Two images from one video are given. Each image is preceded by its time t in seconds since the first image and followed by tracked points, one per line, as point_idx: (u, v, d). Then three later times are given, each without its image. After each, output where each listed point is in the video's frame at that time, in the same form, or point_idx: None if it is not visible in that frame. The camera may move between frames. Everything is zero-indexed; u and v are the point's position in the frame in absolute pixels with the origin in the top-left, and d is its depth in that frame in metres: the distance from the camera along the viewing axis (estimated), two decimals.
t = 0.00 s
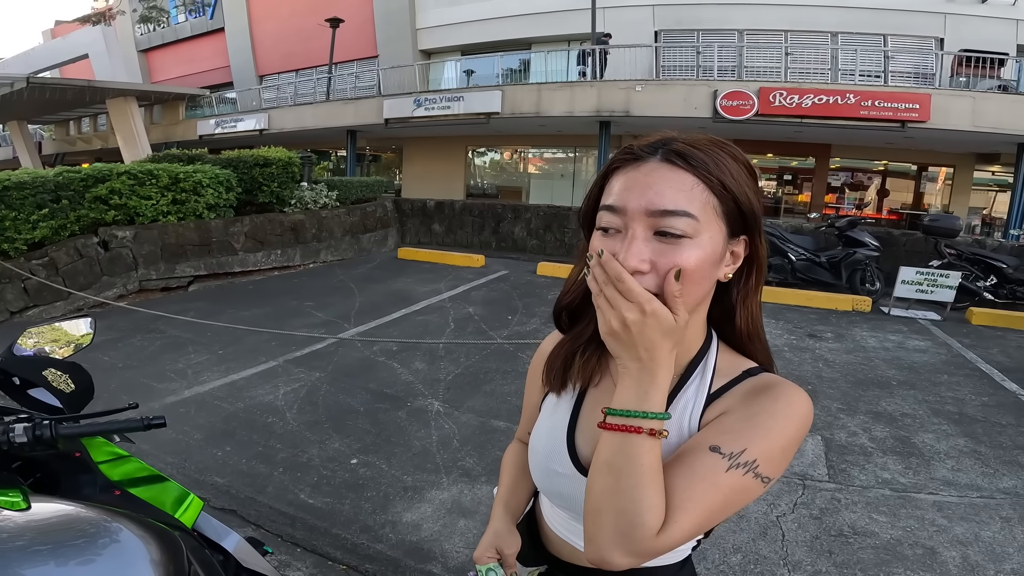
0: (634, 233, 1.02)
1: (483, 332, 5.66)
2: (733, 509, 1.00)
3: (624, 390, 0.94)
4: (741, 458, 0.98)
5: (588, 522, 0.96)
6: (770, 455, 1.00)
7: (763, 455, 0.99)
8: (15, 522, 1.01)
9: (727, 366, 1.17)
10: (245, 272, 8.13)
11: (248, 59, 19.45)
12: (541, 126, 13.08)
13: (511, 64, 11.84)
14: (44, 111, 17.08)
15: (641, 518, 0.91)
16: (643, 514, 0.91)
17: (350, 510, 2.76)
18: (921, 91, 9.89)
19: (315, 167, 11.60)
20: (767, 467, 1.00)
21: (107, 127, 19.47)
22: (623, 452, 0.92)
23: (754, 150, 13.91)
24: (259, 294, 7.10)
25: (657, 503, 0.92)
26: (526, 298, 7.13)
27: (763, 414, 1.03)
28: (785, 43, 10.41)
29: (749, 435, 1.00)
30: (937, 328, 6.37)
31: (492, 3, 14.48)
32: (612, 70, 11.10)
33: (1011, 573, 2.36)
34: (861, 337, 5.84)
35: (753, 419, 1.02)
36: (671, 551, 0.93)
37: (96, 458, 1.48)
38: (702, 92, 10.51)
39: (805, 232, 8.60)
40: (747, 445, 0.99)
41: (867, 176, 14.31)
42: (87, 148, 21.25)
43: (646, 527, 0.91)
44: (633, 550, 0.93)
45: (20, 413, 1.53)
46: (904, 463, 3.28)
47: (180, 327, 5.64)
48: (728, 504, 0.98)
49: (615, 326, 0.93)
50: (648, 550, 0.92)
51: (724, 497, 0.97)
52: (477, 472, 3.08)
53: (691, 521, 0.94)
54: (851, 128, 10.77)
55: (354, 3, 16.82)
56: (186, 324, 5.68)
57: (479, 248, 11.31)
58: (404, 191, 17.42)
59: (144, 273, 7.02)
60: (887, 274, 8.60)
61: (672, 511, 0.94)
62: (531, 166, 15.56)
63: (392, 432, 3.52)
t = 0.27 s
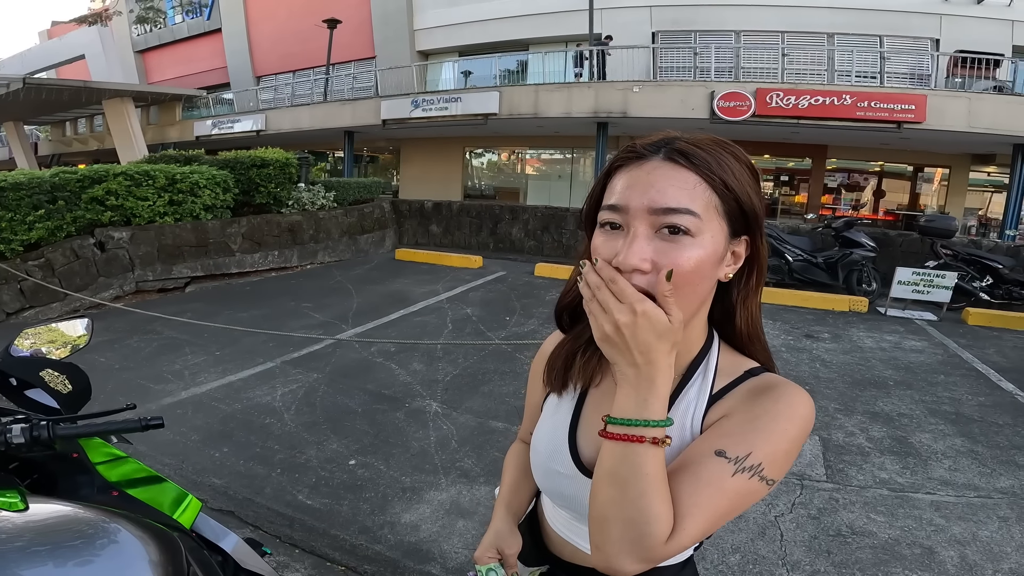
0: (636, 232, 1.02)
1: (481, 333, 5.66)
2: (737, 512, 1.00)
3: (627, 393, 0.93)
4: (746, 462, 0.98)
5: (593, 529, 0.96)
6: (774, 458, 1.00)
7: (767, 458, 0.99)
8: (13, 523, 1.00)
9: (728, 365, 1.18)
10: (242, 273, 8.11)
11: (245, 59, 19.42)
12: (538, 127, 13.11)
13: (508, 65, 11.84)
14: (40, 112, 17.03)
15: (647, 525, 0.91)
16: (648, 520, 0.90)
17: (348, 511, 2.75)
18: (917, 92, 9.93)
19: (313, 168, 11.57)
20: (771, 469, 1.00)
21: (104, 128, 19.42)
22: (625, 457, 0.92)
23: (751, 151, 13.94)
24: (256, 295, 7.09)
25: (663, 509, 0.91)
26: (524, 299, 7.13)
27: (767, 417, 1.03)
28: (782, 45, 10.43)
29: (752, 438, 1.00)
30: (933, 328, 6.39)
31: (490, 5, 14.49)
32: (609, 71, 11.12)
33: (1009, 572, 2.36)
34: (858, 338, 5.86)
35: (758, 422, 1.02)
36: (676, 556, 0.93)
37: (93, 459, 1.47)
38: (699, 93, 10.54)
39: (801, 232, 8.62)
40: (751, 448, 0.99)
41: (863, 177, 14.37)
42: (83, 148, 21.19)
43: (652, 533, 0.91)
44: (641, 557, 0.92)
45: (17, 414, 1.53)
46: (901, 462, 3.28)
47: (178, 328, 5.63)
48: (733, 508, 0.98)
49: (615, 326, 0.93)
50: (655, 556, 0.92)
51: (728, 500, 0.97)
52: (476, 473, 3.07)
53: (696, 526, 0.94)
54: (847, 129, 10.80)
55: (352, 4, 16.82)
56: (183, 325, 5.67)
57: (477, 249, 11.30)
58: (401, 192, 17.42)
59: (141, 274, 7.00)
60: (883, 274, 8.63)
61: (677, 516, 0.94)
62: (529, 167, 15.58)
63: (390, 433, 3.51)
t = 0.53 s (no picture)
0: (633, 233, 1.02)
1: (478, 334, 5.65)
2: (741, 510, 1.00)
3: (626, 394, 0.93)
4: (750, 460, 0.99)
5: (598, 529, 0.96)
6: (776, 455, 1.00)
7: (769, 456, 1.00)
8: (10, 524, 0.99)
9: (727, 364, 1.18)
10: (237, 274, 8.09)
11: (241, 60, 19.36)
12: (535, 128, 13.12)
13: (505, 66, 11.84)
14: (34, 113, 16.93)
15: (652, 525, 0.90)
16: (652, 519, 0.90)
17: (345, 512, 2.74)
18: (911, 93, 9.97)
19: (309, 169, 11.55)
20: (773, 466, 1.00)
21: (98, 129, 19.33)
22: (627, 459, 0.92)
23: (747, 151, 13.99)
24: (252, 296, 7.07)
25: (667, 508, 0.91)
26: (521, 299, 7.14)
27: (769, 415, 1.03)
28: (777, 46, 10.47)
29: (754, 436, 1.00)
30: (928, 328, 6.42)
31: (486, 6, 14.50)
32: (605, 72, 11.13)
33: (1005, 572, 2.37)
34: (853, 338, 5.88)
35: (759, 420, 1.02)
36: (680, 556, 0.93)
37: (89, 460, 1.46)
38: (695, 94, 10.59)
39: (797, 233, 8.66)
40: (753, 446, 0.99)
41: (858, 177, 14.45)
42: (78, 149, 21.09)
43: (656, 533, 0.91)
44: (646, 556, 0.92)
45: (12, 416, 1.52)
46: (897, 462, 3.29)
47: (173, 330, 5.60)
48: (736, 506, 0.98)
49: (610, 327, 0.93)
50: (661, 555, 0.92)
51: (732, 498, 0.97)
52: (473, 474, 3.07)
53: (700, 525, 0.94)
54: (842, 129, 10.85)
55: (348, 5, 16.81)
56: (178, 326, 5.64)
57: (474, 250, 11.30)
58: (398, 193, 17.41)
59: (136, 275, 6.97)
60: (878, 275, 8.66)
61: (681, 515, 0.94)
62: (525, 168, 15.59)
63: (387, 434, 3.51)
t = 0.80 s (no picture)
0: (611, 237, 1.03)
1: (471, 334, 5.65)
2: (733, 506, 1.00)
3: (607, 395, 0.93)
4: (740, 456, 0.99)
5: (593, 529, 0.96)
6: (765, 451, 1.01)
7: (758, 451, 1.00)
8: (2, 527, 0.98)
9: (715, 362, 1.19)
10: (229, 276, 8.03)
11: (232, 60, 19.25)
12: (528, 128, 13.14)
13: (498, 66, 11.83)
14: (21, 113, 16.74)
15: (644, 523, 0.90)
16: (641, 518, 0.90)
17: (339, 514, 2.73)
18: (900, 93, 10.07)
19: (301, 170, 11.50)
20: (762, 462, 1.01)
21: (87, 129, 19.15)
22: (614, 459, 0.92)
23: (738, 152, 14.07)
24: (244, 297, 7.02)
25: (658, 507, 0.91)
26: (514, 300, 7.13)
27: (758, 411, 1.04)
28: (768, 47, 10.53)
29: (742, 433, 1.01)
30: (918, 327, 6.48)
31: (478, 7, 14.50)
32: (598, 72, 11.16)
33: (996, 569, 2.40)
34: (844, 337, 5.92)
35: (747, 417, 1.03)
36: (670, 554, 0.93)
37: (80, 463, 1.45)
38: (687, 94, 10.65)
39: (788, 233, 8.71)
40: (743, 443, 1.00)
41: (848, 178, 14.57)
42: (66, 150, 20.89)
43: (650, 531, 0.91)
44: (640, 555, 0.92)
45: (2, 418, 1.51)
46: (888, 461, 3.32)
47: (164, 331, 5.55)
48: (727, 503, 0.98)
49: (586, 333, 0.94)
50: (655, 553, 0.92)
51: (722, 496, 0.97)
52: (468, 475, 3.06)
53: (689, 523, 0.94)
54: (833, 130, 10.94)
55: (340, 5, 16.76)
56: (169, 328, 5.59)
57: (467, 250, 11.28)
58: (390, 193, 17.37)
59: (126, 276, 6.91)
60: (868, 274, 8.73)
61: (673, 512, 0.94)
62: (518, 169, 15.60)
63: (380, 435, 3.49)
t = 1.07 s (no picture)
0: (601, 242, 1.03)
1: (470, 335, 5.65)
2: (729, 506, 1.00)
3: (601, 400, 0.93)
4: (734, 456, 0.99)
5: (592, 531, 0.96)
6: (760, 451, 1.00)
7: (752, 451, 1.00)
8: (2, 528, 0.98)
9: (710, 361, 1.19)
10: (227, 276, 8.03)
11: (230, 60, 19.23)
12: (527, 129, 13.15)
13: (497, 67, 11.83)
14: (20, 113, 16.72)
15: (641, 525, 0.90)
16: (639, 520, 0.90)
17: (339, 515, 2.72)
18: (898, 94, 10.08)
19: (299, 170, 11.47)
20: (757, 461, 1.00)
21: (85, 130, 19.11)
22: (609, 463, 0.91)
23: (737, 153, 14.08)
24: (242, 298, 7.01)
25: (655, 508, 0.91)
26: (513, 301, 7.13)
27: (751, 411, 1.04)
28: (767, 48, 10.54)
29: (736, 434, 1.01)
30: (916, 328, 6.50)
31: (477, 7, 14.51)
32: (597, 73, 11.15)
33: (995, 569, 2.40)
34: (842, 337, 5.94)
35: (741, 417, 1.02)
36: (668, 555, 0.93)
37: (79, 464, 1.45)
38: (686, 95, 10.67)
39: (786, 234, 8.72)
40: (737, 443, 0.99)
41: (846, 178, 14.60)
42: (64, 150, 20.84)
43: (648, 533, 0.90)
44: (639, 555, 0.92)
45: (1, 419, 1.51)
46: (886, 461, 3.32)
47: (162, 332, 5.54)
48: (723, 503, 0.98)
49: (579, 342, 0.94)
50: (654, 554, 0.92)
51: (717, 496, 0.97)
52: (467, 476, 3.06)
53: (686, 523, 0.94)
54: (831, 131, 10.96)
55: (339, 6, 16.76)
56: (167, 329, 5.57)
57: (466, 251, 11.28)
58: (389, 194, 17.36)
59: (124, 277, 6.89)
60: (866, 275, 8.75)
61: (670, 513, 0.94)
62: (517, 169, 15.60)
63: (379, 436, 3.49)
